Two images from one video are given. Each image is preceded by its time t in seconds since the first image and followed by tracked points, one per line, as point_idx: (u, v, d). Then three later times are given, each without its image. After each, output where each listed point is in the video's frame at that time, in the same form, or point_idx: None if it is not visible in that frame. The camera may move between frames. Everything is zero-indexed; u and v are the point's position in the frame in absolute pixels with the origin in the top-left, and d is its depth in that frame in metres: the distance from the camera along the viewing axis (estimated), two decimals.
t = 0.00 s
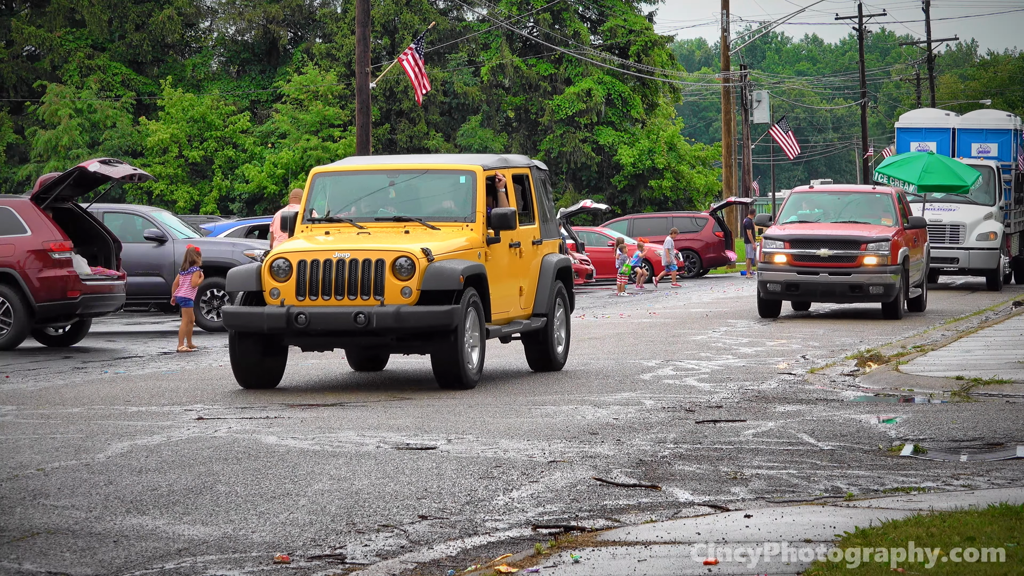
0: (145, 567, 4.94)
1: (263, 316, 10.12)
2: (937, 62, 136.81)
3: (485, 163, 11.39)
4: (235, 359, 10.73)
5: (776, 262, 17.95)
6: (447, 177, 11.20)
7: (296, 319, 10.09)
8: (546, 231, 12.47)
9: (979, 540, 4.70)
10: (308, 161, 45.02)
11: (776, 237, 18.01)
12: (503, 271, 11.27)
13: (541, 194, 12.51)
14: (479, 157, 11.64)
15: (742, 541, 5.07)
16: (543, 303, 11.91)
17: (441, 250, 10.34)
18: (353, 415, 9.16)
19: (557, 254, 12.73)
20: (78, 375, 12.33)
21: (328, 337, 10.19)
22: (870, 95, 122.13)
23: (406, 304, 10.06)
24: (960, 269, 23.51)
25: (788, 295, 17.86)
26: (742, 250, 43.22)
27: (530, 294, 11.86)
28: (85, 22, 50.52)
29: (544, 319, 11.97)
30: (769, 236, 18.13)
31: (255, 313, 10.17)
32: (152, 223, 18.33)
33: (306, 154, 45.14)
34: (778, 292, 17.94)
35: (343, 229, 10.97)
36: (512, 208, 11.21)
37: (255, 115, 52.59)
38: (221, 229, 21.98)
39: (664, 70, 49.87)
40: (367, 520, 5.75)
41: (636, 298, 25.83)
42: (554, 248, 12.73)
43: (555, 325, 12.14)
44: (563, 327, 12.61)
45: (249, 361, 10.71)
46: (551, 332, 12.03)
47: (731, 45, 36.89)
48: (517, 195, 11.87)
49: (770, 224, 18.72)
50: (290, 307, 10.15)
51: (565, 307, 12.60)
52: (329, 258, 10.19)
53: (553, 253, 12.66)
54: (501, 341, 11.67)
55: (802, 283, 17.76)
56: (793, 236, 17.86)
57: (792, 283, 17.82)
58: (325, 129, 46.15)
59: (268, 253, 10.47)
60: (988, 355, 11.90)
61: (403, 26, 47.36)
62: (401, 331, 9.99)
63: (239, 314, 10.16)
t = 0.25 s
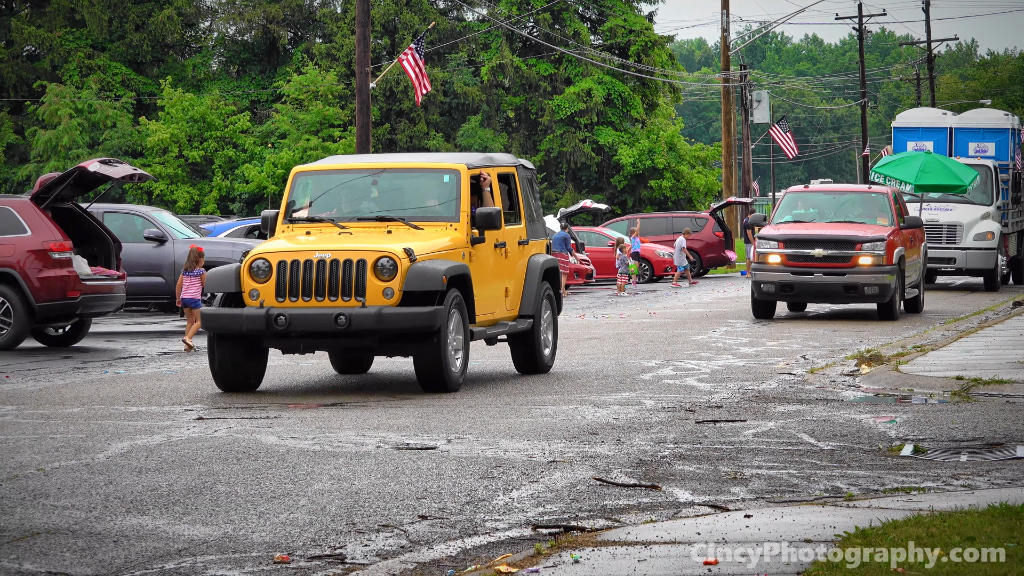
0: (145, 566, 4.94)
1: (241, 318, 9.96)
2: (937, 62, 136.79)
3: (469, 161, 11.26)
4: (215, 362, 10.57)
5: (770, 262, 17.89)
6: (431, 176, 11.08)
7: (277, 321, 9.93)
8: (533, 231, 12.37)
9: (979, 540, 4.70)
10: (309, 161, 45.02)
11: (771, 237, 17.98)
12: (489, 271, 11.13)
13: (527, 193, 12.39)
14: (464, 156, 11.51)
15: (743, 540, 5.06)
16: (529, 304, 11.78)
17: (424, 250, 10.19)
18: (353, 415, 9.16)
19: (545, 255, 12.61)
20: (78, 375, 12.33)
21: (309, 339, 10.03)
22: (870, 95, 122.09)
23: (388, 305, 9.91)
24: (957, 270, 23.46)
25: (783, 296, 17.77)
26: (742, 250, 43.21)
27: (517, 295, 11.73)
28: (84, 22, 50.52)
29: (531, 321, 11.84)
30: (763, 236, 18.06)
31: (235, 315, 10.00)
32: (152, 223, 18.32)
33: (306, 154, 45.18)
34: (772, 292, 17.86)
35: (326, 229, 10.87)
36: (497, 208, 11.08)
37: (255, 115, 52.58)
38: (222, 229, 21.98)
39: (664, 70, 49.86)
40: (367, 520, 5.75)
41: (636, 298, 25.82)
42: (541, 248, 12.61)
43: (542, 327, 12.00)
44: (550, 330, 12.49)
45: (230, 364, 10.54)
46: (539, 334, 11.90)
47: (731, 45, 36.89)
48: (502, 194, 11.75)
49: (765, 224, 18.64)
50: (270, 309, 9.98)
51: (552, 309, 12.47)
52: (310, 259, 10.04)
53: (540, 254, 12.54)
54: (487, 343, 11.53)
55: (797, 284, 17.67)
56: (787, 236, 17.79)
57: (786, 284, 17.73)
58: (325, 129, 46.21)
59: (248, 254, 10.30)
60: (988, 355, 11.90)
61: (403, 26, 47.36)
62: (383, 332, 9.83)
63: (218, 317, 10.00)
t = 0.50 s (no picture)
0: (145, 567, 4.94)
1: (217, 320, 9.64)
2: (937, 62, 136.78)
3: (452, 160, 11.00)
4: (189, 365, 10.25)
5: (764, 262, 17.70)
6: (413, 175, 10.81)
7: (254, 323, 9.61)
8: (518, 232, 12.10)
9: (979, 540, 4.70)
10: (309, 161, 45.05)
11: (764, 237, 17.75)
12: (471, 273, 10.84)
13: (512, 193, 12.12)
14: (447, 155, 11.25)
15: (742, 540, 5.07)
16: (513, 306, 11.53)
17: (404, 250, 9.89)
18: (352, 416, 9.15)
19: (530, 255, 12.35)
20: (78, 375, 12.33)
21: (286, 342, 9.71)
22: (870, 95, 122.09)
23: (368, 307, 9.60)
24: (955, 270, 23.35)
25: (776, 297, 17.59)
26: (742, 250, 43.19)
27: (500, 296, 11.47)
28: (84, 22, 50.52)
29: (515, 323, 11.60)
30: (756, 236, 17.87)
31: (212, 318, 9.68)
32: (152, 223, 18.33)
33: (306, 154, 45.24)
34: (765, 293, 17.68)
35: (305, 229, 10.56)
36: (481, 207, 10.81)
37: (255, 115, 52.60)
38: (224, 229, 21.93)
39: (664, 70, 49.86)
40: (367, 520, 5.75)
41: (636, 298, 25.83)
42: (525, 249, 12.35)
43: (526, 329, 11.76)
44: (535, 333, 12.23)
45: (206, 366, 10.23)
46: (523, 336, 11.66)
47: (731, 44, 36.87)
48: (487, 194, 11.48)
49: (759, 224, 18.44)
50: (246, 310, 9.66)
51: (537, 311, 12.23)
52: (288, 260, 9.71)
53: (524, 254, 12.29)
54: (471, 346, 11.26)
55: (790, 285, 17.48)
56: (781, 236, 17.59)
57: (780, 284, 17.54)
58: (325, 129, 46.32)
59: (224, 254, 9.97)
60: (988, 355, 11.90)
61: (403, 26, 47.36)
62: (363, 335, 9.52)
63: (193, 318, 9.69)
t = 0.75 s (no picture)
0: (145, 567, 4.94)
1: (192, 322, 9.38)
2: (937, 62, 136.80)
3: (434, 159, 10.69)
4: (164, 369, 9.98)
5: (757, 262, 17.49)
6: (393, 175, 10.51)
7: (229, 325, 9.35)
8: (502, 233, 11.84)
9: (979, 540, 4.70)
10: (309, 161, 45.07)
11: (758, 237, 17.55)
12: (453, 274, 10.59)
13: (496, 192, 11.86)
14: (429, 154, 10.95)
15: (742, 540, 5.06)
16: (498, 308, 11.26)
17: (384, 251, 9.63)
18: (351, 416, 9.13)
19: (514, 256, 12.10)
20: (78, 375, 12.33)
21: (263, 345, 9.46)
22: (870, 96, 122.12)
23: (346, 309, 9.34)
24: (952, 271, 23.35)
25: (770, 297, 17.37)
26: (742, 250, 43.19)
27: (483, 299, 11.21)
28: (84, 22, 50.53)
29: (500, 325, 11.34)
30: (749, 236, 17.67)
31: (186, 319, 9.43)
32: (152, 223, 18.33)
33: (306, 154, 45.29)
34: (759, 294, 17.46)
35: (283, 229, 10.25)
36: (464, 207, 10.54)
37: (255, 115, 52.62)
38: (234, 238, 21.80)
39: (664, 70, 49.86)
40: (367, 520, 5.75)
41: (636, 298, 25.83)
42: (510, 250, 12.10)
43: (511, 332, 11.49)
44: (520, 336, 11.98)
45: (181, 370, 9.96)
46: (507, 339, 11.40)
47: (731, 45, 36.86)
48: (469, 193, 11.21)
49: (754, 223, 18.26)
50: (222, 312, 9.41)
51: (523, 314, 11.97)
52: (264, 261, 9.46)
53: (509, 255, 12.03)
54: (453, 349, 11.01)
55: (784, 285, 17.26)
56: (775, 236, 17.39)
57: (773, 285, 17.32)
58: (325, 129, 46.40)
59: (200, 255, 9.73)
60: (988, 355, 11.90)
61: (403, 26, 47.37)
62: (340, 338, 9.27)
63: (168, 320, 9.44)
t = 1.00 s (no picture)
0: (145, 567, 4.94)
1: (164, 325, 9.08)
2: (937, 62, 136.81)
3: (414, 158, 10.39)
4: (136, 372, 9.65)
5: (750, 263, 17.34)
6: (372, 173, 10.19)
7: (202, 328, 9.05)
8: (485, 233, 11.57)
9: (979, 540, 4.70)
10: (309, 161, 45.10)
11: (751, 237, 17.42)
12: (434, 276, 10.31)
13: (478, 191, 11.57)
14: (408, 152, 10.66)
15: (742, 540, 5.07)
16: (480, 310, 10.99)
17: (361, 252, 9.34)
18: (351, 417, 9.12)
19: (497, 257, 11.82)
20: (77, 375, 12.33)
21: (237, 348, 9.16)
22: (870, 95, 122.13)
23: (322, 312, 9.05)
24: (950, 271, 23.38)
25: (764, 298, 17.18)
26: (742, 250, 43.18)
27: (466, 301, 10.93)
28: (84, 22, 50.53)
29: (483, 327, 11.07)
30: (742, 237, 17.52)
31: (157, 323, 9.13)
32: (151, 223, 18.35)
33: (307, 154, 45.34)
34: (752, 295, 17.28)
35: (260, 230, 9.94)
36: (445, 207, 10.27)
37: (255, 115, 52.64)
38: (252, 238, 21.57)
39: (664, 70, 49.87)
40: (367, 520, 5.75)
41: (636, 298, 25.84)
42: (494, 250, 11.82)
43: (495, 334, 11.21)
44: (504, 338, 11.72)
45: (153, 374, 9.63)
46: (490, 341, 11.13)
47: (731, 45, 36.85)
48: (451, 192, 10.92)
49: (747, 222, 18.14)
50: (194, 315, 9.11)
51: (506, 315, 11.69)
52: (238, 262, 9.16)
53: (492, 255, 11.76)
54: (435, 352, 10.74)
55: (778, 286, 17.08)
56: (767, 237, 17.23)
57: (766, 286, 17.15)
58: (325, 129, 46.41)
59: (172, 256, 9.43)
60: (989, 355, 11.90)
61: (403, 26, 47.37)
62: (316, 342, 8.98)
63: (139, 324, 9.15)
